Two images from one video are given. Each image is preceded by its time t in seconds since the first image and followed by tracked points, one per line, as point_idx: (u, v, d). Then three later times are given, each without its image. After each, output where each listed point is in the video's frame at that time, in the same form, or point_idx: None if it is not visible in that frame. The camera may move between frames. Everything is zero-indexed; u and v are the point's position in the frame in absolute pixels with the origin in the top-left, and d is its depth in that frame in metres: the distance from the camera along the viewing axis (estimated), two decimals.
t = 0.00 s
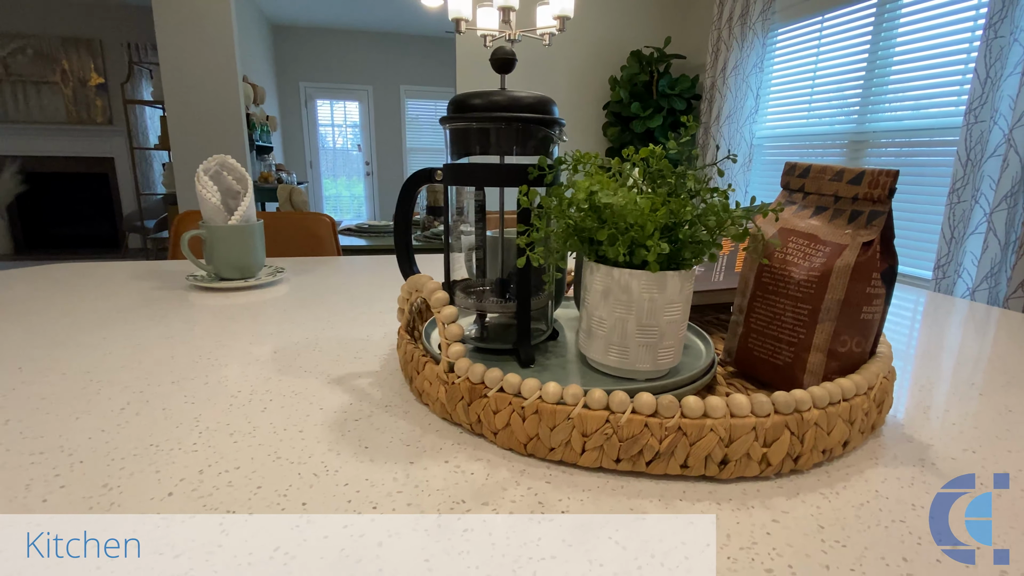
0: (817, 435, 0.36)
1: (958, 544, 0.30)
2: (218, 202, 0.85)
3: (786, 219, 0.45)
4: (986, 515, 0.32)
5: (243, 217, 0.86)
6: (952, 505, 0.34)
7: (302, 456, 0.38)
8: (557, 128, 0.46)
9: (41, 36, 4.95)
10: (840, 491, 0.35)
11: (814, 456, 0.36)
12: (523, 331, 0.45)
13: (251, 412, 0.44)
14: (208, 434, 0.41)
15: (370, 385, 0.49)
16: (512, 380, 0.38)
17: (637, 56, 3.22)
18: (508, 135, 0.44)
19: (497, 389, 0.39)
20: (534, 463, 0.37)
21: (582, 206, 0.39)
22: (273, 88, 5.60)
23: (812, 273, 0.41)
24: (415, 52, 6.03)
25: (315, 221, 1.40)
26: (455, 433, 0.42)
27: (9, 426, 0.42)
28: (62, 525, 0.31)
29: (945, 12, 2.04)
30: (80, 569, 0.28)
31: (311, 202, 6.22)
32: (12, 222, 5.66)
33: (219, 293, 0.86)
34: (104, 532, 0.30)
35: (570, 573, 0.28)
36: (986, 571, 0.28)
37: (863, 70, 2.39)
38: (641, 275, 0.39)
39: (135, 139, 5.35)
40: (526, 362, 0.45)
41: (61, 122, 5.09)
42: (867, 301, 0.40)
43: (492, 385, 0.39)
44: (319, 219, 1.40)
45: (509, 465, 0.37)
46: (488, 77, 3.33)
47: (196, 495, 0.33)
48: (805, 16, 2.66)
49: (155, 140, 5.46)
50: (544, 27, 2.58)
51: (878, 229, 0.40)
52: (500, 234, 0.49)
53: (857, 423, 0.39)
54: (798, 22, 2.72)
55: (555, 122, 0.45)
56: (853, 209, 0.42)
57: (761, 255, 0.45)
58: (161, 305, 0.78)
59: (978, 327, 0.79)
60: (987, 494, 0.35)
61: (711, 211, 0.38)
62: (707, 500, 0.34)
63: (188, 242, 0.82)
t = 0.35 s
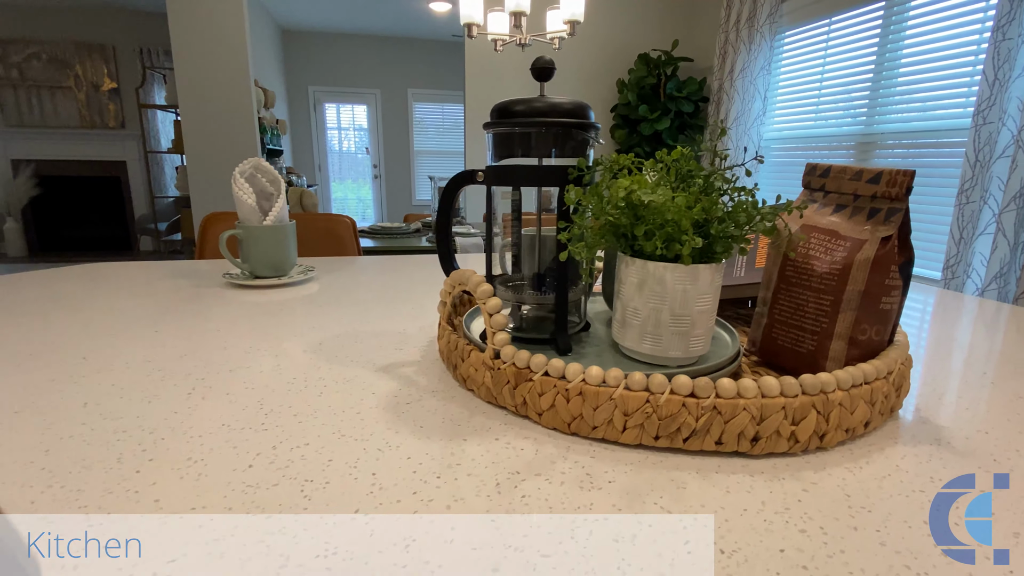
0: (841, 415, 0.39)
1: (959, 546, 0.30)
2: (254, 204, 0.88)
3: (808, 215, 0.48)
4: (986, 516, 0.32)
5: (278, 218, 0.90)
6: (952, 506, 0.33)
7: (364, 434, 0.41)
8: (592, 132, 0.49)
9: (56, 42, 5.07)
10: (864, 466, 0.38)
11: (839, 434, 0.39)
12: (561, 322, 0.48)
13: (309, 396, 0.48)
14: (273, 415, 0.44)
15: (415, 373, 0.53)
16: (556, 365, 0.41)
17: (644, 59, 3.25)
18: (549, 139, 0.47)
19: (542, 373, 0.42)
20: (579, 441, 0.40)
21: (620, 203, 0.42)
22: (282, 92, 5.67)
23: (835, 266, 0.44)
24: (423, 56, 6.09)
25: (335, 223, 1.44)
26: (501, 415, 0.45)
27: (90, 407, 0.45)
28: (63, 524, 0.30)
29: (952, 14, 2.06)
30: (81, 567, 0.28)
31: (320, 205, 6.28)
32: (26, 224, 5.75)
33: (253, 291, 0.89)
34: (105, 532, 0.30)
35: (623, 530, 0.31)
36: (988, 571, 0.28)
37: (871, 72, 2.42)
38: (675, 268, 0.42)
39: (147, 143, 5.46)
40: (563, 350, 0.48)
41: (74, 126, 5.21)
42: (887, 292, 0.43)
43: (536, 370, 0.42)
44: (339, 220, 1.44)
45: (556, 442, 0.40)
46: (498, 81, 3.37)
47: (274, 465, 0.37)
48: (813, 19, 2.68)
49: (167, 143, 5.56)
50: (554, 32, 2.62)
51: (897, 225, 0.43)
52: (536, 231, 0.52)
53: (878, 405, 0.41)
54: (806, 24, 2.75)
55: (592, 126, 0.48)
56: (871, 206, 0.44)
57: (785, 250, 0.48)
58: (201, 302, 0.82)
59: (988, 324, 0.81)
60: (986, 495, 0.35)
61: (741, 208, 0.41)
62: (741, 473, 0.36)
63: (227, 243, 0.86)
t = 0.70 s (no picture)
0: (875, 395, 0.42)
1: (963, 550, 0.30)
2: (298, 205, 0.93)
3: (841, 212, 0.51)
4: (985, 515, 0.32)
5: (322, 219, 0.95)
6: (953, 505, 0.33)
7: (432, 412, 0.45)
8: (637, 135, 0.52)
9: (81, 48, 5.26)
10: (897, 442, 0.41)
11: (873, 412, 0.42)
12: (607, 311, 0.51)
13: (373, 379, 0.52)
14: (345, 395, 0.48)
15: (467, 360, 0.57)
16: (607, 348, 0.45)
17: (660, 62, 3.28)
18: (598, 142, 0.50)
19: (594, 356, 0.45)
20: (629, 419, 0.43)
21: (666, 201, 0.45)
22: (300, 96, 5.76)
23: (866, 259, 0.47)
24: (438, 60, 6.16)
25: (366, 224, 1.48)
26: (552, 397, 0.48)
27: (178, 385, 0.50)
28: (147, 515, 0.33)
29: (972, 17, 2.06)
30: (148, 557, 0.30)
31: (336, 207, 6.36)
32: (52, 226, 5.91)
33: (297, 286, 0.94)
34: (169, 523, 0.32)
35: (680, 493, 0.34)
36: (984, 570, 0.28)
37: (889, 74, 2.42)
38: (719, 260, 0.45)
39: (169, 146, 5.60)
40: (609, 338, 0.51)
41: (98, 130, 5.41)
42: (916, 282, 0.46)
43: (588, 354, 0.45)
44: (370, 221, 1.49)
45: (609, 420, 0.44)
46: (515, 85, 3.42)
47: (357, 437, 0.41)
48: (830, 21, 2.69)
49: (189, 147, 5.69)
50: (572, 36, 2.65)
51: (925, 221, 0.45)
52: (581, 227, 0.56)
53: (908, 386, 0.44)
54: (823, 26, 2.76)
55: (638, 129, 0.51)
56: (901, 204, 0.47)
57: (818, 244, 0.51)
58: (250, 297, 0.87)
59: (1011, 321, 0.83)
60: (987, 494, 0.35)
61: (780, 206, 0.44)
62: (783, 448, 0.40)
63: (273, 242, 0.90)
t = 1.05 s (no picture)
0: (914, 390, 0.44)
1: (965, 549, 0.30)
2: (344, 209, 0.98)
3: (879, 215, 0.53)
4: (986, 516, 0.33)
5: (366, 222, 1.00)
6: (952, 503, 0.34)
7: (491, 401, 0.48)
8: (682, 141, 0.55)
9: (116, 56, 5.47)
10: (934, 434, 0.43)
11: (911, 406, 0.44)
12: (652, 309, 0.54)
13: (431, 372, 0.56)
14: (407, 385, 0.52)
15: (516, 355, 0.60)
16: (655, 343, 0.47)
17: (683, 65, 3.28)
18: (645, 148, 0.53)
19: (642, 351, 0.48)
20: (676, 409, 0.46)
21: (712, 204, 0.48)
22: (326, 101, 5.88)
23: (904, 260, 0.49)
24: (460, 65, 6.23)
25: (400, 226, 1.53)
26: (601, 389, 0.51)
27: (253, 373, 0.54)
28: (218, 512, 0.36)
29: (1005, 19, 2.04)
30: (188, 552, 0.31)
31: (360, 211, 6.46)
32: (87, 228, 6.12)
33: (341, 287, 0.98)
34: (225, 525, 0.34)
35: (732, 475, 0.37)
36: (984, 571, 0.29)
37: (918, 77, 2.40)
38: (762, 261, 0.48)
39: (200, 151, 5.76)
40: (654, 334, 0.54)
41: (132, 135, 5.60)
42: (953, 283, 0.48)
43: (636, 349, 0.48)
44: (404, 224, 1.54)
45: (656, 411, 0.46)
46: (538, 90, 3.46)
47: (426, 422, 0.44)
48: (857, 23, 2.68)
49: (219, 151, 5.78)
50: (597, 41, 2.68)
51: (962, 224, 0.47)
52: (625, 230, 0.58)
53: (945, 382, 0.46)
54: (850, 29, 2.74)
55: (683, 135, 0.54)
56: (938, 207, 0.49)
57: (856, 245, 0.53)
58: (299, 296, 0.92)
59: None
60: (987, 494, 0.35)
61: (822, 209, 0.46)
62: (825, 437, 0.42)
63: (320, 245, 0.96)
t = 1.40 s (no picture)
0: (965, 392, 0.44)
1: (963, 549, 0.30)
2: (385, 212, 1.03)
3: (929, 218, 0.52)
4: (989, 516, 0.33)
5: (407, 225, 1.04)
6: (951, 506, 0.34)
7: (541, 396, 0.50)
8: (729, 145, 0.56)
9: (156, 64, 5.71)
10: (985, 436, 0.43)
11: (960, 407, 0.45)
12: (697, 309, 0.55)
13: (482, 367, 0.58)
14: (457, 379, 0.54)
15: (562, 353, 0.62)
16: (702, 343, 0.48)
17: (714, 68, 3.27)
18: (692, 152, 0.55)
19: (690, 349, 0.49)
20: (724, 408, 0.47)
21: (758, 206, 0.49)
22: (356, 107, 6.00)
23: (953, 263, 0.49)
24: (488, 70, 6.28)
25: (435, 229, 1.56)
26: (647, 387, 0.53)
27: (313, 366, 0.57)
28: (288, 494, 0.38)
29: None
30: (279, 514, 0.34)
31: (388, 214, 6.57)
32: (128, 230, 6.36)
33: (383, 287, 1.02)
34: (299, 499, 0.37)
35: (784, 469, 0.38)
36: (987, 571, 0.29)
37: (959, 77, 2.34)
38: (810, 261, 0.48)
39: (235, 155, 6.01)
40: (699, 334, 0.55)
41: (170, 140, 5.86)
42: (1004, 286, 0.48)
43: (684, 348, 0.49)
44: (438, 227, 1.57)
45: (704, 408, 0.47)
46: (567, 94, 3.47)
47: (481, 413, 0.47)
48: (896, 23, 2.62)
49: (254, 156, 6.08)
50: (628, 45, 2.68)
51: (1014, 227, 0.47)
52: (669, 233, 0.59)
53: (995, 384, 0.46)
54: (888, 29, 2.68)
55: (729, 139, 0.55)
56: (988, 209, 0.48)
57: (905, 247, 0.53)
58: (343, 296, 0.95)
59: None
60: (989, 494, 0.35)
61: (872, 210, 0.46)
62: (876, 436, 0.43)
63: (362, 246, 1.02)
